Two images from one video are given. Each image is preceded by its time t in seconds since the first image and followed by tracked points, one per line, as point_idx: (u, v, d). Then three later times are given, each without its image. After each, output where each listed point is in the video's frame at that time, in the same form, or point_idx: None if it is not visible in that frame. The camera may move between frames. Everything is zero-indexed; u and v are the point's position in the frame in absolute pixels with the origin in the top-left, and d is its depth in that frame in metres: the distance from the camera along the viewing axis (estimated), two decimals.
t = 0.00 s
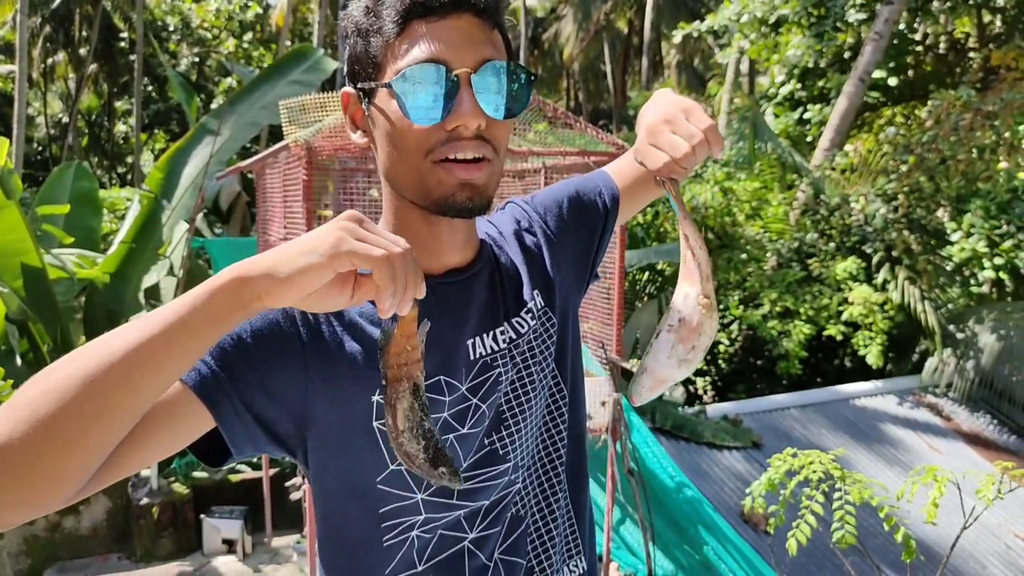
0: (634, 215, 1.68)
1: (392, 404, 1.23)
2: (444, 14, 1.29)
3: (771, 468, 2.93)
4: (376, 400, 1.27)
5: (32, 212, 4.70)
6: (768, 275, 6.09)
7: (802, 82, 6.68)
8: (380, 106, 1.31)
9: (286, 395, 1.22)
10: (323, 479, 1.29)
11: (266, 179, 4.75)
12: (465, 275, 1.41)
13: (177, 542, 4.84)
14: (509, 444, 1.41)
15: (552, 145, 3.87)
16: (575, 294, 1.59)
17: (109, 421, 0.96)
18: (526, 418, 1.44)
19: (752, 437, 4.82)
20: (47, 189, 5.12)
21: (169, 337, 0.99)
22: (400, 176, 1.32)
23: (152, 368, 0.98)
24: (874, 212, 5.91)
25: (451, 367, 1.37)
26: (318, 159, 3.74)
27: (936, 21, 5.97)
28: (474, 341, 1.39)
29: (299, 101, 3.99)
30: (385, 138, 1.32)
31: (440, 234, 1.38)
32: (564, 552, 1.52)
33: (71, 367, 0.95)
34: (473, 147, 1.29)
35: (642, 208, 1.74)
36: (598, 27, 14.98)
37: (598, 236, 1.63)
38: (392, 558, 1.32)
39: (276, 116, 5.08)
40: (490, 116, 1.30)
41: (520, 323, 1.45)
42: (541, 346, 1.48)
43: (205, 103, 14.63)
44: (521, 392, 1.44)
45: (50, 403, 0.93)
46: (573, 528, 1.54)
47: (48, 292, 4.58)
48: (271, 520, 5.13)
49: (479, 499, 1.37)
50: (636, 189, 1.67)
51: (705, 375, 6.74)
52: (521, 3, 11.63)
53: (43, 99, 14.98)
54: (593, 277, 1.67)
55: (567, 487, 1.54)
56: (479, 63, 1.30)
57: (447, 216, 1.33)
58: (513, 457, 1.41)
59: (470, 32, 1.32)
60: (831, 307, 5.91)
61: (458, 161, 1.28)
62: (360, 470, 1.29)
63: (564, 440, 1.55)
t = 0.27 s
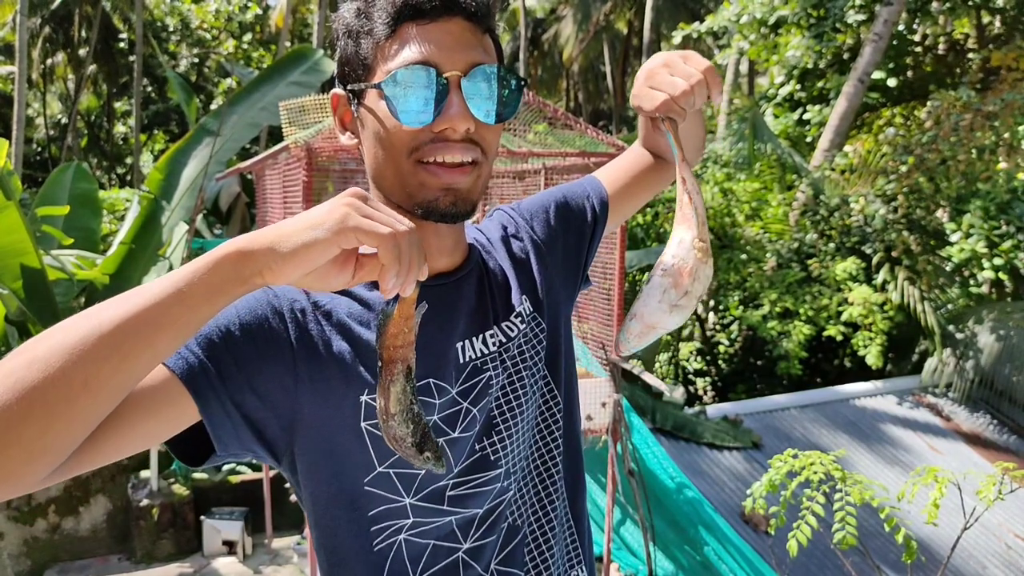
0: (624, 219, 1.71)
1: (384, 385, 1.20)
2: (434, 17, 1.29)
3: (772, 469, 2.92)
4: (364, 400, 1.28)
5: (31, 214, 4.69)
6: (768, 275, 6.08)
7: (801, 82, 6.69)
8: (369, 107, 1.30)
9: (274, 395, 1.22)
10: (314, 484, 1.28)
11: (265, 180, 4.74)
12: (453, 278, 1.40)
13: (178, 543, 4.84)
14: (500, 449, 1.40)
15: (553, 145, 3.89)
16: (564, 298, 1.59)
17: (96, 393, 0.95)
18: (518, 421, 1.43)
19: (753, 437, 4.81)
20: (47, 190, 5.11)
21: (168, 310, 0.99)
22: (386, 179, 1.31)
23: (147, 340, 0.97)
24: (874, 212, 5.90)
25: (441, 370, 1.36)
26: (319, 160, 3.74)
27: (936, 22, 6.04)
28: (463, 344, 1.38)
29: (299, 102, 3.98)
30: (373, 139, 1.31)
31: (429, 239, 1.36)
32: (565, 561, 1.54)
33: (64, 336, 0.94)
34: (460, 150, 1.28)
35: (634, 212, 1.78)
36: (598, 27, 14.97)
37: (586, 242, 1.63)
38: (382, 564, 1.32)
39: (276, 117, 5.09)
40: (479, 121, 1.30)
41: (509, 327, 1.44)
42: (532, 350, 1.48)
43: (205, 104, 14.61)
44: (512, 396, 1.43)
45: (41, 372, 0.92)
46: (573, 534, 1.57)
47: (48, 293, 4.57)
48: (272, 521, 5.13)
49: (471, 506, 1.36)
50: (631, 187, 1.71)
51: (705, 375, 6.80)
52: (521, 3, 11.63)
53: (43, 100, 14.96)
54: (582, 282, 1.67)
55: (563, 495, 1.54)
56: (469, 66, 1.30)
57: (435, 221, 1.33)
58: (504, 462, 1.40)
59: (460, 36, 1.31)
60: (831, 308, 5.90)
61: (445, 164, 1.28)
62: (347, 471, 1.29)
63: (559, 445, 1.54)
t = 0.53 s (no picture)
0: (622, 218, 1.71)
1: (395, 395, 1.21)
2: (417, 19, 1.29)
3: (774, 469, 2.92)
4: (360, 408, 1.28)
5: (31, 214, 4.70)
6: (768, 275, 6.09)
7: (801, 83, 6.69)
8: (355, 109, 1.29)
9: (270, 402, 1.22)
10: (311, 492, 1.29)
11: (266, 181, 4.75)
12: (448, 281, 1.40)
13: (179, 544, 4.83)
14: (500, 452, 1.39)
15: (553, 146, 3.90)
16: (561, 300, 1.57)
17: (97, 426, 0.95)
18: (517, 424, 1.42)
19: (753, 437, 4.81)
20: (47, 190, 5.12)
21: (161, 337, 0.99)
22: (372, 182, 1.30)
23: (145, 367, 0.98)
24: (873, 212, 5.91)
25: (436, 374, 1.37)
26: (319, 161, 3.73)
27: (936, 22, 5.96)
28: (460, 347, 1.38)
29: (299, 103, 3.98)
30: (359, 142, 1.30)
31: (419, 243, 1.36)
32: (564, 565, 1.52)
33: (60, 371, 0.94)
34: (442, 154, 1.26)
35: (633, 211, 1.77)
36: (597, 28, 14.95)
37: (583, 243, 1.63)
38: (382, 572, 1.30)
39: (276, 117, 5.11)
40: (463, 123, 1.28)
41: (506, 329, 1.44)
42: (529, 351, 1.47)
43: (205, 105, 14.59)
44: (510, 399, 1.42)
45: (40, 409, 0.93)
46: (573, 537, 1.54)
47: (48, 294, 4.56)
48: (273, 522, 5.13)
49: (471, 511, 1.35)
50: (630, 185, 1.71)
51: (704, 375, 6.73)
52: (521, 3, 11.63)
53: (42, 100, 14.94)
54: (580, 284, 1.66)
55: (563, 499, 1.52)
56: (451, 68, 1.29)
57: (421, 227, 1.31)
58: (504, 465, 1.39)
59: (443, 37, 1.30)
60: (831, 308, 5.91)
61: (428, 169, 1.26)
62: (346, 479, 1.29)
63: (558, 448, 1.53)
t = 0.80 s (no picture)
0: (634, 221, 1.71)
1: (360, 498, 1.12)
2: (403, 8, 1.23)
3: (780, 470, 2.92)
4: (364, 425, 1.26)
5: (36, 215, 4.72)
6: (771, 276, 6.13)
7: (804, 83, 6.68)
8: (347, 109, 1.26)
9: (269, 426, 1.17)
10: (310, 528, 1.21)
11: (270, 182, 4.75)
12: (455, 286, 1.34)
13: (182, 546, 4.83)
14: (506, 461, 1.39)
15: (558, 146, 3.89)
16: (571, 301, 1.57)
17: None
18: (524, 433, 1.42)
19: (756, 438, 4.82)
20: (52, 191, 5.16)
21: (132, 498, 0.87)
22: (369, 183, 1.26)
23: (117, 534, 0.86)
24: (876, 213, 5.93)
25: (441, 385, 1.31)
26: (323, 162, 3.71)
27: (939, 22, 6.05)
28: (467, 355, 1.34)
29: (302, 104, 3.97)
30: (354, 141, 1.26)
31: (422, 244, 1.31)
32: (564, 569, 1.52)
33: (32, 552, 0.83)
34: (438, 150, 1.22)
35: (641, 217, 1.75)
36: (599, 29, 14.97)
37: (596, 243, 1.63)
38: None
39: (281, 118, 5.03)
40: (457, 115, 1.24)
41: (514, 334, 1.42)
42: (537, 356, 1.46)
43: (208, 105, 14.61)
44: (518, 406, 1.42)
45: None
46: (575, 543, 1.54)
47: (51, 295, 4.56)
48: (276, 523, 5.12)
49: (476, 519, 1.38)
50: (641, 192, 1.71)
51: (707, 376, 6.79)
52: (523, 4, 11.64)
53: (45, 101, 14.97)
54: (589, 285, 1.67)
55: (566, 502, 1.53)
56: (442, 60, 1.24)
57: (420, 224, 1.26)
58: (510, 475, 1.40)
59: (433, 27, 1.25)
60: (834, 309, 5.89)
61: (424, 164, 1.21)
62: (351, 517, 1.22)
63: (562, 452, 1.54)
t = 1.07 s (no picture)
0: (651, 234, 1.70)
1: None
2: (413, 10, 1.23)
3: (788, 472, 2.92)
4: (371, 441, 1.25)
5: (42, 216, 4.73)
6: (775, 277, 6.07)
7: (809, 84, 6.68)
8: (357, 114, 1.26)
9: (275, 442, 1.18)
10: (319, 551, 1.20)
11: (275, 183, 4.74)
12: (462, 297, 1.35)
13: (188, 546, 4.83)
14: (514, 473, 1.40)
15: (564, 147, 3.89)
16: (580, 311, 1.57)
17: None
18: (531, 444, 1.43)
19: (761, 439, 4.82)
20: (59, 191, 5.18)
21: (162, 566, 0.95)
22: (380, 189, 1.26)
23: None
24: (882, 214, 5.90)
25: (447, 396, 1.31)
26: (330, 163, 3.70)
27: (944, 22, 6.10)
28: (474, 365, 1.34)
29: (309, 105, 3.98)
30: (363, 147, 1.26)
31: (432, 251, 1.31)
32: None
33: None
34: (454, 155, 1.23)
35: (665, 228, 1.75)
36: (603, 30, 14.99)
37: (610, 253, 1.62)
38: None
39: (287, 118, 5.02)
40: (470, 119, 1.23)
41: (522, 344, 1.42)
42: (545, 367, 1.45)
43: (213, 106, 14.65)
44: (526, 417, 1.43)
45: None
46: (584, 554, 1.54)
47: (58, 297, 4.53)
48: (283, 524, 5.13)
49: (484, 532, 1.38)
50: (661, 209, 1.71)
51: (712, 378, 6.77)
52: (527, 5, 11.66)
53: (51, 102, 15.03)
54: (600, 296, 1.66)
55: (574, 513, 1.54)
56: (454, 61, 1.24)
57: (433, 230, 1.26)
58: (517, 487, 1.40)
59: (443, 28, 1.25)
60: (839, 311, 5.91)
61: (438, 170, 1.22)
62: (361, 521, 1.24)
63: (569, 462, 1.54)
